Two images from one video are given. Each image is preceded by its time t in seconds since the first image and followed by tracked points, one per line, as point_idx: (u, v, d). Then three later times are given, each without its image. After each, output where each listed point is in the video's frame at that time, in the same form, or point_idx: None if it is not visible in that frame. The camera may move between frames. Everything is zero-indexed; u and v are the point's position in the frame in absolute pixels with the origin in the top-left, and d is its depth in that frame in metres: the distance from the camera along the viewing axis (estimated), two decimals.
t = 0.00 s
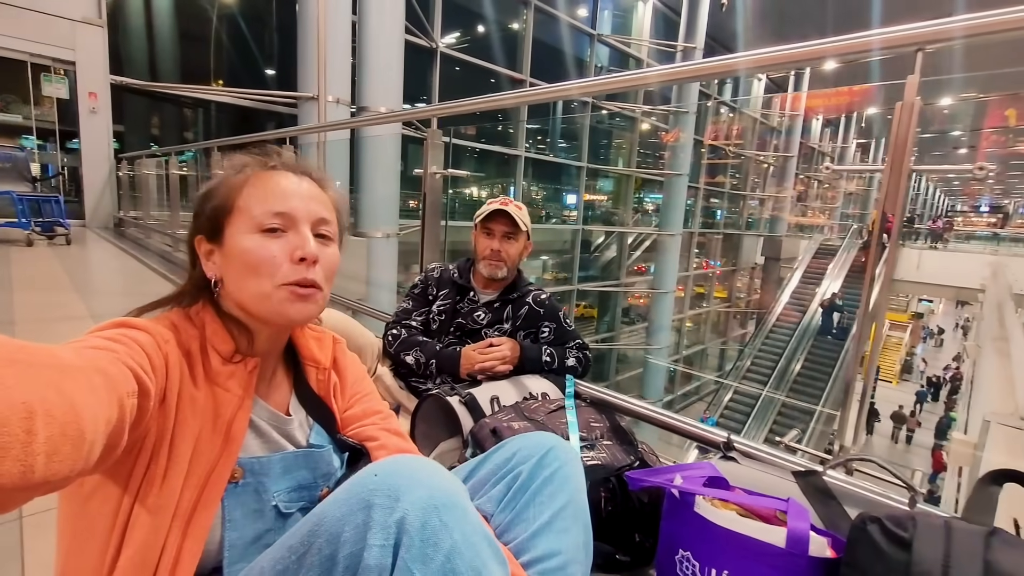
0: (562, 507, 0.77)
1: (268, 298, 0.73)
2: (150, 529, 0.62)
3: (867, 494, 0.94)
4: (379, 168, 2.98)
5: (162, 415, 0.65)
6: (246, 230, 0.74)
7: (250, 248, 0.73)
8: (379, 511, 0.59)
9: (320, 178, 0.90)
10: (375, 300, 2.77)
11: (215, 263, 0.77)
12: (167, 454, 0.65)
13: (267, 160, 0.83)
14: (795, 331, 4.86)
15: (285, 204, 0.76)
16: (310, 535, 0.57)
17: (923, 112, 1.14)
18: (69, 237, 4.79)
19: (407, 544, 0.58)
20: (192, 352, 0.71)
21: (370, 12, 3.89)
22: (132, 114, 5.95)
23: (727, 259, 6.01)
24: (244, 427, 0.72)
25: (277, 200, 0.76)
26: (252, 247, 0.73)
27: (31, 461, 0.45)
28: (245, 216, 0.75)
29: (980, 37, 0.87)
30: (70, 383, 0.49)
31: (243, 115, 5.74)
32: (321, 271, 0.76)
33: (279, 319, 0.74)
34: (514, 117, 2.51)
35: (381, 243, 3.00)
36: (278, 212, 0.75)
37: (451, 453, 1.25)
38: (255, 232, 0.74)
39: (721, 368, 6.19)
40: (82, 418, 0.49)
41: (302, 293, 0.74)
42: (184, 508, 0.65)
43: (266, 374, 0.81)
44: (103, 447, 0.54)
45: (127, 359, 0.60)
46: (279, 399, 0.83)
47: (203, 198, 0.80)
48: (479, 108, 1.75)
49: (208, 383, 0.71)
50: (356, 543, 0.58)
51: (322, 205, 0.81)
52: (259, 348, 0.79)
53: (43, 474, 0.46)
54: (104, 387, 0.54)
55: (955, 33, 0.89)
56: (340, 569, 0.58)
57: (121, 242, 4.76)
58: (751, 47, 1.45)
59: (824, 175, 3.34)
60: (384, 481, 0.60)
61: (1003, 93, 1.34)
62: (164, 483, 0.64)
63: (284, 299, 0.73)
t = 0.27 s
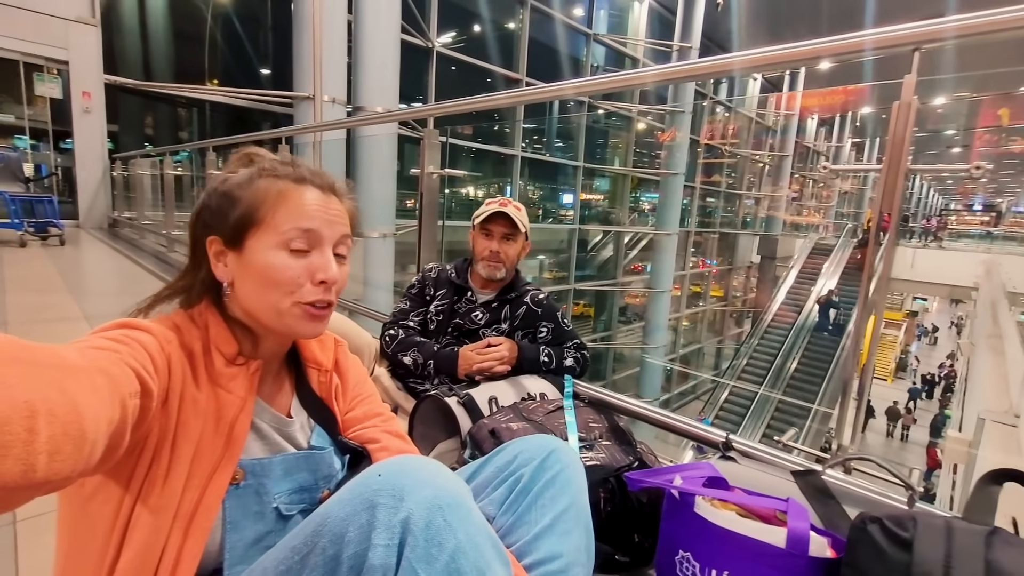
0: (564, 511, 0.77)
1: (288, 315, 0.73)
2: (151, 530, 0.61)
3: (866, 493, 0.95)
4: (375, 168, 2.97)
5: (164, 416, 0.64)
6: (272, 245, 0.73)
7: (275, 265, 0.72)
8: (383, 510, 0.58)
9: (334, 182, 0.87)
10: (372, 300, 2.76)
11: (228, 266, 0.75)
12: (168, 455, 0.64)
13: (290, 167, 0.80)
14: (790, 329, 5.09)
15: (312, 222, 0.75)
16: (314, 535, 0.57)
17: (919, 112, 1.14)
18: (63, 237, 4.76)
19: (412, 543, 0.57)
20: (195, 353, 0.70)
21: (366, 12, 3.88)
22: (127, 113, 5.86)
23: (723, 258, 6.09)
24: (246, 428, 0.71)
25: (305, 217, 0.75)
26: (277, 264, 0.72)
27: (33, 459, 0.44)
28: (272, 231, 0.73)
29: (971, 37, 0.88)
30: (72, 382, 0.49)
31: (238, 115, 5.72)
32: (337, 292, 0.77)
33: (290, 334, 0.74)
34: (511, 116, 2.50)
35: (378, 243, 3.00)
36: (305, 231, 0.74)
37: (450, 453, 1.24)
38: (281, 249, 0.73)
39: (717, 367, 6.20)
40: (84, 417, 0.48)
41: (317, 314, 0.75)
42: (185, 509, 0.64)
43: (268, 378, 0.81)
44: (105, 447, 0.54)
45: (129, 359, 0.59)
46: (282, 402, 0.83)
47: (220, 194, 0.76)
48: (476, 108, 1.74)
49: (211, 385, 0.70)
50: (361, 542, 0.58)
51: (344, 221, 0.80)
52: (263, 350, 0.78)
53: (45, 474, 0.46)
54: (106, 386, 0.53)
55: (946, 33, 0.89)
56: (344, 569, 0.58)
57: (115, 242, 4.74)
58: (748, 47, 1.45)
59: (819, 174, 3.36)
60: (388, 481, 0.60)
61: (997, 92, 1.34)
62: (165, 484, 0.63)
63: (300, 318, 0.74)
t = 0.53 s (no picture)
0: (563, 514, 0.77)
1: (285, 326, 0.72)
2: (146, 535, 0.60)
3: (864, 493, 0.95)
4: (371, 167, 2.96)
5: (161, 419, 0.63)
6: (270, 255, 0.72)
7: (273, 275, 0.71)
8: (384, 514, 0.58)
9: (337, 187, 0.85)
10: (368, 300, 2.74)
11: (227, 272, 0.74)
12: (164, 459, 0.63)
13: (292, 172, 0.79)
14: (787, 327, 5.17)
15: (311, 232, 0.73)
16: (314, 538, 0.56)
17: (916, 110, 1.13)
18: (56, 238, 4.73)
19: (412, 547, 0.57)
20: (191, 357, 0.70)
21: (361, 11, 3.87)
22: (120, 112, 5.86)
23: (720, 255, 6.00)
24: (243, 432, 0.70)
25: (305, 226, 0.73)
26: (276, 274, 0.71)
27: (27, 464, 0.43)
28: (270, 240, 0.72)
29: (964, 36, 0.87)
30: (68, 386, 0.48)
31: (232, 114, 5.69)
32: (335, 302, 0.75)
33: (287, 344, 0.74)
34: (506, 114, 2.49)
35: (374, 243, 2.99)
36: (304, 240, 0.73)
37: (447, 454, 1.24)
38: (279, 259, 0.72)
39: (714, 364, 6.21)
40: (80, 421, 0.47)
41: (316, 325, 0.74)
42: (182, 513, 0.63)
43: (265, 384, 0.81)
44: (101, 451, 0.53)
45: (126, 362, 0.58)
46: (279, 407, 0.82)
47: (221, 198, 0.75)
48: (472, 107, 1.74)
49: (207, 389, 0.70)
50: (361, 546, 0.57)
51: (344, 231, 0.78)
52: (261, 355, 0.77)
53: (40, 478, 0.45)
54: (102, 390, 0.52)
55: (938, 32, 0.88)
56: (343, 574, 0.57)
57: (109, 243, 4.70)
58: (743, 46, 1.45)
59: (814, 171, 3.36)
60: (388, 484, 0.59)
61: (991, 89, 1.34)
62: (161, 488, 0.62)
63: (297, 328, 0.73)
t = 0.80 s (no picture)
0: (561, 513, 0.77)
1: (284, 332, 0.72)
2: (145, 536, 0.60)
3: (860, 488, 0.95)
4: (367, 165, 2.95)
5: (159, 421, 0.63)
6: (268, 261, 0.71)
7: (271, 281, 0.71)
8: (382, 516, 0.58)
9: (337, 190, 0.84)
10: (365, 299, 2.74)
11: (224, 276, 0.74)
12: (163, 460, 0.63)
13: (290, 176, 0.78)
14: (783, 324, 5.23)
15: (310, 239, 0.73)
16: (312, 540, 0.56)
17: (912, 107, 1.13)
18: (51, 238, 4.69)
19: (412, 549, 0.57)
20: (190, 358, 0.69)
21: (356, 9, 3.85)
22: (113, 111, 5.81)
23: (717, 253, 6.11)
24: (241, 433, 0.70)
25: (304, 232, 0.73)
26: (274, 281, 0.71)
27: (25, 465, 0.43)
28: (267, 246, 0.71)
29: (958, 33, 0.88)
30: (67, 387, 0.48)
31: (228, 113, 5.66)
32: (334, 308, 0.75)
33: (286, 348, 0.74)
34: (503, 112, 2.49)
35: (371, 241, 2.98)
36: (303, 247, 0.73)
37: (445, 453, 1.24)
38: (278, 266, 0.71)
39: (712, 361, 6.23)
40: (78, 422, 0.47)
41: (314, 330, 0.74)
42: (180, 513, 0.63)
43: (264, 384, 0.80)
44: (98, 452, 0.53)
45: (124, 363, 0.58)
46: (278, 407, 0.82)
47: (218, 201, 0.74)
48: (467, 105, 1.73)
49: (206, 390, 0.69)
50: (360, 550, 0.57)
51: (343, 237, 0.78)
52: (260, 357, 0.77)
53: (38, 479, 0.44)
54: (100, 391, 0.52)
55: (932, 29, 0.89)
56: None
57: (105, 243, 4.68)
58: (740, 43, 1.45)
59: (811, 168, 3.37)
60: (387, 486, 0.59)
61: (985, 85, 1.35)
62: (160, 489, 0.62)
63: (296, 334, 0.73)
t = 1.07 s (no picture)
0: (559, 510, 0.77)
1: (281, 332, 0.73)
2: (143, 535, 0.60)
3: (856, 483, 0.96)
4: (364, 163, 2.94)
5: (156, 420, 0.63)
6: (263, 261, 0.71)
7: (267, 281, 0.71)
8: (382, 513, 0.58)
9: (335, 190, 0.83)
10: (363, 298, 2.74)
11: (220, 276, 0.74)
12: (161, 460, 0.63)
13: (285, 175, 0.77)
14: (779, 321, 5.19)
15: (307, 239, 0.73)
16: (312, 537, 0.56)
17: (907, 104, 1.14)
18: (46, 238, 4.68)
19: (411, 546, 0.57)
20: (187, 357, 0.69)
21: (353, 7, 3.84)
22: (109, 109, 5.78)
23: (714, 250, 6.10)
24: (239, 433, 0.70)
25: (300, 232, 0.73)
26: (270, 281, 0.71)
27: (24, 465, 0.43)
28: (262, 246, 0.71)
29: (954, 30, 0.88)
30: (65, 386, 0.48)
31: (224, 111, 5.63)
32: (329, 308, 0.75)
33: (283, 348, 0.74)
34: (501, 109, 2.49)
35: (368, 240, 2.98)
36: (299, 247, 0.72)
37: (443, 451, 1.24)
38: (274, 266, 0.71)
39: (709, 358, 6.25)
40: (76, 422, 0.47)
41: (310, 330, 0.74)
42: (179, 513, 0.63)
43: (263, 382, 0.80)
44: (96, 452, 0.53)
45: (121, 363, 0.58)
46: (276, 406, 0.82)
47: (215, 201, 0.74)
48: (464, 103, 1.73)
49: (203, 389, 0.69)
50: (360, 546, 0.57)
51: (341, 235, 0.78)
52: (258, 356, 0.77)
53: (36, 479, 0.44)
54: (98, 390, 0.52)
55: (928, 26, 0.89)
56: (342, 573, 0.57)
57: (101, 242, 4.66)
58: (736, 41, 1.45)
59: (807, 165, 3.38)
60: (387, 483, 0.60)
61: (981, 82, 1.36)
62: (158, 488, 0.62)
63: (293, 334, 0.73)
